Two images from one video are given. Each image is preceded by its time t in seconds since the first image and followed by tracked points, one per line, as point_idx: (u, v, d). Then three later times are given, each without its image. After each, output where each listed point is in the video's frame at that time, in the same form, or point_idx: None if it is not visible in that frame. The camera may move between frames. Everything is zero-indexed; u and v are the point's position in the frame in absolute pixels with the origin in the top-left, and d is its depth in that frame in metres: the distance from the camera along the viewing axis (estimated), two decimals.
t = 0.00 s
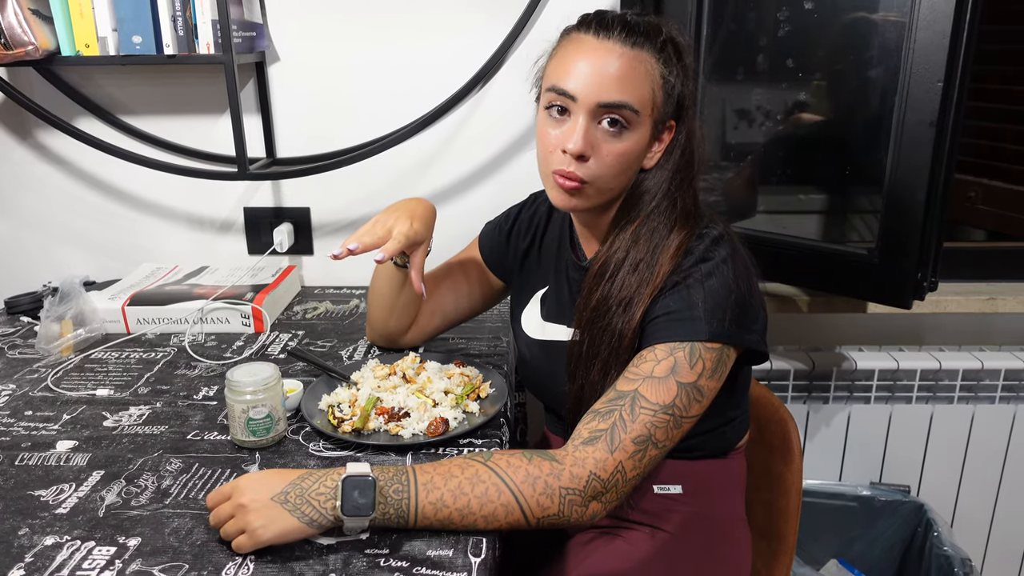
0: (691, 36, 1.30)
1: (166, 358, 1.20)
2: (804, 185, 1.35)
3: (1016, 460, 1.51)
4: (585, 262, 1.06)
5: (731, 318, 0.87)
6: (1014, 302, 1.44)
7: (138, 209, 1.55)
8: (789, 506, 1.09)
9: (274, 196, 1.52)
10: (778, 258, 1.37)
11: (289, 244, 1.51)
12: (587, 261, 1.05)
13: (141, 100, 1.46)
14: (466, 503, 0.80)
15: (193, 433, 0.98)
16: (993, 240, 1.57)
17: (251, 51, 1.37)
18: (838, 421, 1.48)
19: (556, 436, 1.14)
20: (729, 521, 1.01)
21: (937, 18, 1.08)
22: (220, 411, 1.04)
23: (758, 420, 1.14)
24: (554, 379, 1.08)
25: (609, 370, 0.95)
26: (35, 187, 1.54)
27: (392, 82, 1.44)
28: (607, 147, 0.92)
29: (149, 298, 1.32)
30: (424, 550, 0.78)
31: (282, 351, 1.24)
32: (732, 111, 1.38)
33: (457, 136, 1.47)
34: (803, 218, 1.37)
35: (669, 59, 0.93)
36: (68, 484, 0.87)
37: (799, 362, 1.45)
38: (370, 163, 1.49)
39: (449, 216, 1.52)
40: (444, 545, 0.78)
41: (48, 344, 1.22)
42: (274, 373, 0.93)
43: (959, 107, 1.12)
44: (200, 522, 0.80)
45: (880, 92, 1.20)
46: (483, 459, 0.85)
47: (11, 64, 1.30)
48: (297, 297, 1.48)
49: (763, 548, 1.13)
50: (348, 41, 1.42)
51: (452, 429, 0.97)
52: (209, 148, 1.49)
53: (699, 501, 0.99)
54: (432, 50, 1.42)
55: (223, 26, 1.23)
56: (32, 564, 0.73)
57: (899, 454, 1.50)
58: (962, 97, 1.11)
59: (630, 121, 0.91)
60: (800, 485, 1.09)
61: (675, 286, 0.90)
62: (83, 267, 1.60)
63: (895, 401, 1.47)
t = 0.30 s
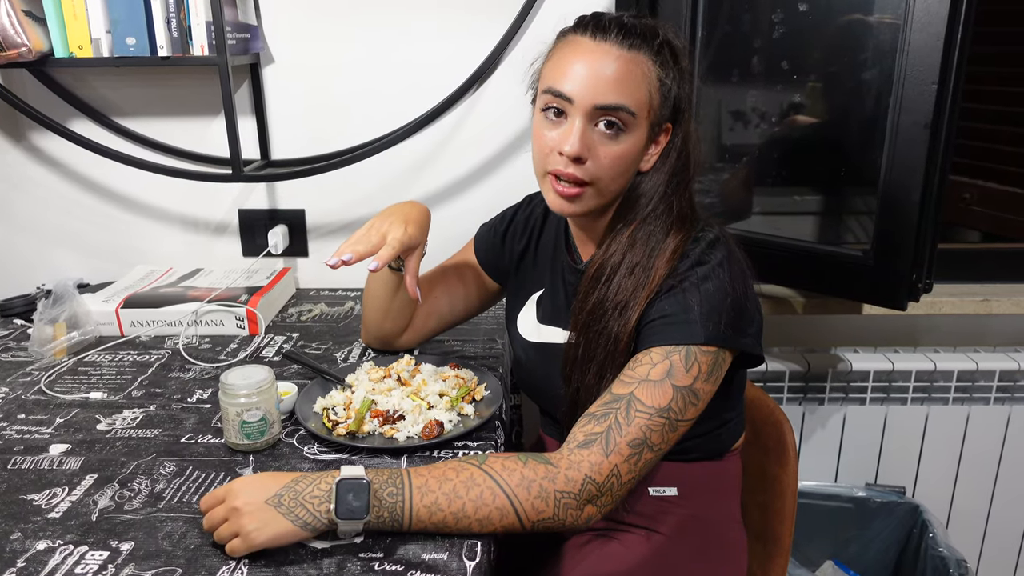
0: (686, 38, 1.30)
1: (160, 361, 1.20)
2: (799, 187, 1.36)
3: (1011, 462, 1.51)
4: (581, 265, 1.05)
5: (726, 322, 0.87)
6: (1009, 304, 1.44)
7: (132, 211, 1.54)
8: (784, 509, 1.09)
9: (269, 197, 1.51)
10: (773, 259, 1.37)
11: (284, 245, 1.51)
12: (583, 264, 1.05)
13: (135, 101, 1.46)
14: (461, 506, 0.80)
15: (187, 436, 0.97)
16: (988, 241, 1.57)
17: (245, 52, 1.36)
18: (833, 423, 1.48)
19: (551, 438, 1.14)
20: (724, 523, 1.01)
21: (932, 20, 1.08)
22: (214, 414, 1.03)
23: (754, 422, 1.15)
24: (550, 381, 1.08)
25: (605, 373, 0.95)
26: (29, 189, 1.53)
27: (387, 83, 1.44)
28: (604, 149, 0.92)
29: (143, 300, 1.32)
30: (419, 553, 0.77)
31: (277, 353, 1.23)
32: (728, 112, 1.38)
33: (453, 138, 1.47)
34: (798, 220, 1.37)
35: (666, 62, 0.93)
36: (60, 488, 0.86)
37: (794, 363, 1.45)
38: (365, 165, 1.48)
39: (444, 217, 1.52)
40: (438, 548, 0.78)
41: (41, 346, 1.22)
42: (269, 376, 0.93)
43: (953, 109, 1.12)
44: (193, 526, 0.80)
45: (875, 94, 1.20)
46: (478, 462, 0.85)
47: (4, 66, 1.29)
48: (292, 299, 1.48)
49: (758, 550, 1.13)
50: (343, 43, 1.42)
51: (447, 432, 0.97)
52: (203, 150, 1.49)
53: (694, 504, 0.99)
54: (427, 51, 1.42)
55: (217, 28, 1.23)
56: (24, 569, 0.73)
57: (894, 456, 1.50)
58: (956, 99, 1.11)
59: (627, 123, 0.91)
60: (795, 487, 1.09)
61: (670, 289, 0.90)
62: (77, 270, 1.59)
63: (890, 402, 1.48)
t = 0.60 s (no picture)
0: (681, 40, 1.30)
1: (156, 365, 1.20)
2: (795, 188, 1.36)
3: (1008, 463, 1.51)
4: (577, 267, 1.05)
5: (723, 324, 0.87)
6: (1005, 305, 1.45)
7: (128, 214, 1.54)
8: (782, 510, 1.09)
9: (265, 201, 1.51)
10: (769, 261, 1.37)
11: (280, 248, 1.51)
12: (579, 266, 1.05)
13: (130, 105, 1.46)
14: (457, 509, 0.80)
15: (183, 440, 0.97)
16: (984, 242, 1.58)
17: (241, 55, 1.36)
18: (830, 424, 1.49)
19: (549, 441, 1.14)
20: (721, 525, 1.01)
21: (926, 22, 1.09)
22: (210, 418, 1.03)
23: (751, 423, 1.14)
24: (546, 384, 1.08)
25: (601, 376, 0.95)
26: (25, 193, 1.53)
27: (383, 86, 1.44)
28: (601, 152, 0.92)
29: (138, 304, 1.31)
30: (416, 557, 0.77)
31: (274, 356, 1.23)
32: (724, 114, 1.38)
33: (448, 141, 1.47)
34: (794, 221, 1.37)
35: (663, 65, 0.93)
36: (56, 492, 0.86)
37: (791, 365, 1.45)
38: (362, 168, 1.48)
39: (440, 220, 1.52)
40: (435, 552, 0.78)
41: (36, 350, 1.21)
42: (265, 379, 0.93)
43: (948, 111, 1.12)
44: (190, 531, 0.80)
45: (870, 96, 1.21)
46: (474, 465, 0.85)
47: None
48: (288, 302, 1.48)
49: (756, 552, 1.13)
50: (339, 46, 1.42)
51: (443, 435, 0.96)
52: (199, 153, 1.49)
53: (692, 505, 0.99)
54: (422, 54, 1.42)
55: (212, 31, 1.23)
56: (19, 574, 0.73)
57: (892, 457, 1.50)
58: (951, 101, 1.12)
59: (624, 127, 0.91)
60: (793, 489, 1.08)
61: (667, 291, 0.90)
62: (73, 273, 1.59)
63: (887, 403, 1.48)
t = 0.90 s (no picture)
0: (685, 41, 1.30)
1: (161, 365, 1.20)
2: (800, 189, 1.36)
3: (1013, 464, 1.50)
4: (582, 268, 1.05)
5: (728, 325, 0.87)
6: (1010, 306, 1.44)
7: (132, 215, 1.54)
8: (787, 513, 1.09)
9: (269, 201, 1.51)
10: (774, 262, 1.36)
11: (284, 249, 1.51)
12: (583, 267, 1.05)
13: (135, 106, 1.46)
14: (462, 511, 0.79)
15: (187, 441, 0.97)
16: (989, 243, 1.57)
17: (245, 56, 1.36)
18: (835, 425, 1.48)
19: (553, 442, 1.14)
20: (726, 527, 1.00)
21: (931, 22, 1.08)
22: (214, 419, 1.03)
23: (755, 424, 1.14)
24: (551, 385, 1.08)
25: (606, 377, 0.94)
26: (30, 194, 1.53)
27: (387, 86, 1.44)
28: (607, 152, 0.92)
29: (143, 304, 1.32)
30: (420, 558, 0.77)
31: (278, 357, 1.23)
32: (728, 114, 1.38)
33: (452, 141, 1.47)
34: (799, 222, 1.37)
35: (669, 65, 0.93)
36: (61, 493, 0.86)
37: (795, 366, 1.45)
38: (365, 169, 1.48)
39: (444, 221, 1.52)
40: (440, 553, 0.78)
41: (41, 351, 1.22)
42: (269, 380, 0.93)
43: (953, 111, 1.12)
44: (194, 531, 0.80)
45: (875, 96, 1.20)
46: (479, 466, 0.84)
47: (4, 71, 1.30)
48: (292, 303, 1.48)
49: (761, 555, 1.12)
50: (343, 46, 1.42)
51: (448, 436, 0.96)
52: (203, 154, 1.49)
53: (697, 507, 0.99)
54: (426, 55, 1.42)
55: (216, 32, 1.23)
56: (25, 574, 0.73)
57: (896, 458, 1.50)
58: (956, 101, 1.11)
59: (630, 127, 0.91)
60: (798, 491, 1.08)
61: (672, 292, 0.89)
62: (78, 274, 1.59)
63: (892, 404, 1.47)
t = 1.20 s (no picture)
0: (685, 43, 1.31)
1: (163, 370, 1.20)
2: (801, 190, 1.36)
3: (1016, 465, 1.50)
4: (584, 271, 1.05)
5: (729, 327, 0.87)
6: (1012, 307, 1.44)
7: (134, 219, 1.54)
8: (789, 514, 1.09)
9: (270, 205, 1.51)
10: (775, 264, 1.36)
11: (285, 253, 1.51)
12: (585, 270, 1.05)
13: (136, 110, 1.46)
14: (464, 514, 0.79)
15: (190, 445, 0.97)
16: (990, 244, 1.57)
17: (246, 60, 1.37)
18: (836, 427, 1.48)
19: (555, 444, 1.14)
20: (728, 529, 1.00)
21: (931, 24, 1.08)
22: (217, 423, 1.03)
23: (757, 426, 1.14)
24: (552, 388, 1.08)
25: (608, 380, 0.95)
26: (32, 199, 1.53)
27: (388, 90, 1.44)
28: (606, 156, 0.92)
29: (144, 309, 1.32)
30: (423, 562, 0.77)
31: (279, 361, 1.23)
32: (728, 116, 1.38)
33: (453, 145, 1.47)
34: (800, 224, 1.37)
35: (668, 68, 0.93)
36: (63, 498, 0.86)
37: (796, 368, 1.46)
38: (366, 172, 1.49)
39: (445, 224, 1.52)
40: (442, 556, 0.78)
41: (43, 356, 1.22)
42: (271, 384, 0.93)
43: (954, 112, 1.12)
44: (197, 536, 0.80)
45: (875, 98, 1.21)
46: (481, 469, 0.84)
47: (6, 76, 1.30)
48: (294, 307, 1.48)
49: (763, 557, 1.12)
50: (344, 50, 1.42)
51: (449, 439, 0.96)
52: (204, 159, 1.49)
53: (698, 509, 0.99)
54: (427, 58, 1.42)
55: (218, 37, 1.23)
56: None
57: (899, 460, 1.50)
58: (957, 102, 1.11)
59: (630, 130, 0.91)
60: (799, 493, 1.08)
61: (673, 294, 0.89)
62: (80, 279, 1.59)
63: (893, 406, 1.47)
